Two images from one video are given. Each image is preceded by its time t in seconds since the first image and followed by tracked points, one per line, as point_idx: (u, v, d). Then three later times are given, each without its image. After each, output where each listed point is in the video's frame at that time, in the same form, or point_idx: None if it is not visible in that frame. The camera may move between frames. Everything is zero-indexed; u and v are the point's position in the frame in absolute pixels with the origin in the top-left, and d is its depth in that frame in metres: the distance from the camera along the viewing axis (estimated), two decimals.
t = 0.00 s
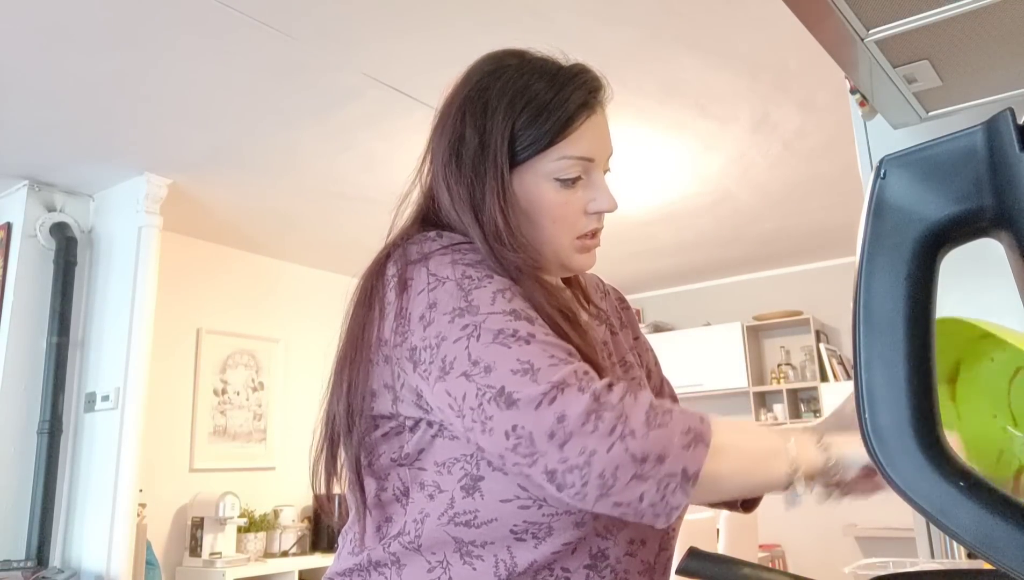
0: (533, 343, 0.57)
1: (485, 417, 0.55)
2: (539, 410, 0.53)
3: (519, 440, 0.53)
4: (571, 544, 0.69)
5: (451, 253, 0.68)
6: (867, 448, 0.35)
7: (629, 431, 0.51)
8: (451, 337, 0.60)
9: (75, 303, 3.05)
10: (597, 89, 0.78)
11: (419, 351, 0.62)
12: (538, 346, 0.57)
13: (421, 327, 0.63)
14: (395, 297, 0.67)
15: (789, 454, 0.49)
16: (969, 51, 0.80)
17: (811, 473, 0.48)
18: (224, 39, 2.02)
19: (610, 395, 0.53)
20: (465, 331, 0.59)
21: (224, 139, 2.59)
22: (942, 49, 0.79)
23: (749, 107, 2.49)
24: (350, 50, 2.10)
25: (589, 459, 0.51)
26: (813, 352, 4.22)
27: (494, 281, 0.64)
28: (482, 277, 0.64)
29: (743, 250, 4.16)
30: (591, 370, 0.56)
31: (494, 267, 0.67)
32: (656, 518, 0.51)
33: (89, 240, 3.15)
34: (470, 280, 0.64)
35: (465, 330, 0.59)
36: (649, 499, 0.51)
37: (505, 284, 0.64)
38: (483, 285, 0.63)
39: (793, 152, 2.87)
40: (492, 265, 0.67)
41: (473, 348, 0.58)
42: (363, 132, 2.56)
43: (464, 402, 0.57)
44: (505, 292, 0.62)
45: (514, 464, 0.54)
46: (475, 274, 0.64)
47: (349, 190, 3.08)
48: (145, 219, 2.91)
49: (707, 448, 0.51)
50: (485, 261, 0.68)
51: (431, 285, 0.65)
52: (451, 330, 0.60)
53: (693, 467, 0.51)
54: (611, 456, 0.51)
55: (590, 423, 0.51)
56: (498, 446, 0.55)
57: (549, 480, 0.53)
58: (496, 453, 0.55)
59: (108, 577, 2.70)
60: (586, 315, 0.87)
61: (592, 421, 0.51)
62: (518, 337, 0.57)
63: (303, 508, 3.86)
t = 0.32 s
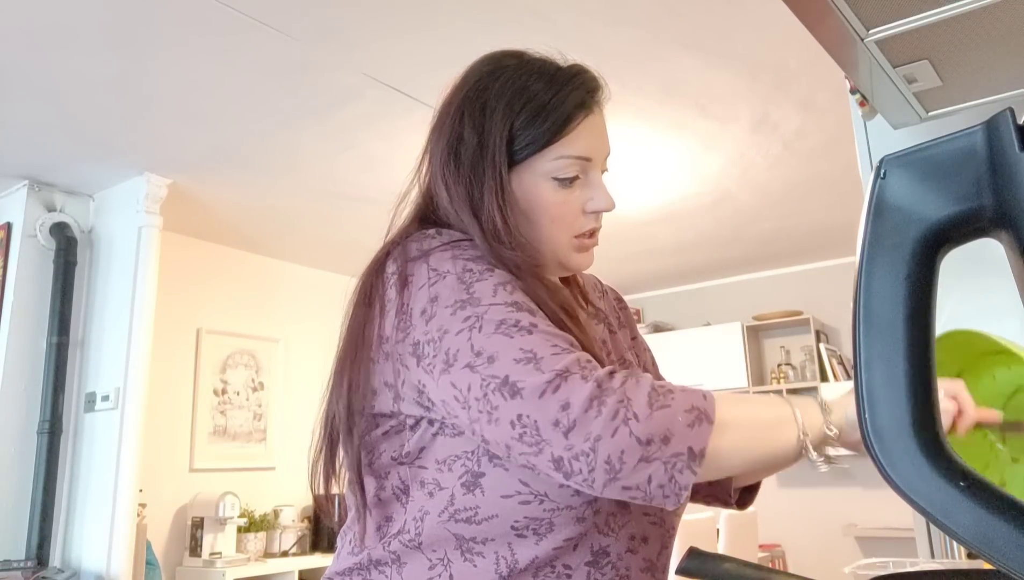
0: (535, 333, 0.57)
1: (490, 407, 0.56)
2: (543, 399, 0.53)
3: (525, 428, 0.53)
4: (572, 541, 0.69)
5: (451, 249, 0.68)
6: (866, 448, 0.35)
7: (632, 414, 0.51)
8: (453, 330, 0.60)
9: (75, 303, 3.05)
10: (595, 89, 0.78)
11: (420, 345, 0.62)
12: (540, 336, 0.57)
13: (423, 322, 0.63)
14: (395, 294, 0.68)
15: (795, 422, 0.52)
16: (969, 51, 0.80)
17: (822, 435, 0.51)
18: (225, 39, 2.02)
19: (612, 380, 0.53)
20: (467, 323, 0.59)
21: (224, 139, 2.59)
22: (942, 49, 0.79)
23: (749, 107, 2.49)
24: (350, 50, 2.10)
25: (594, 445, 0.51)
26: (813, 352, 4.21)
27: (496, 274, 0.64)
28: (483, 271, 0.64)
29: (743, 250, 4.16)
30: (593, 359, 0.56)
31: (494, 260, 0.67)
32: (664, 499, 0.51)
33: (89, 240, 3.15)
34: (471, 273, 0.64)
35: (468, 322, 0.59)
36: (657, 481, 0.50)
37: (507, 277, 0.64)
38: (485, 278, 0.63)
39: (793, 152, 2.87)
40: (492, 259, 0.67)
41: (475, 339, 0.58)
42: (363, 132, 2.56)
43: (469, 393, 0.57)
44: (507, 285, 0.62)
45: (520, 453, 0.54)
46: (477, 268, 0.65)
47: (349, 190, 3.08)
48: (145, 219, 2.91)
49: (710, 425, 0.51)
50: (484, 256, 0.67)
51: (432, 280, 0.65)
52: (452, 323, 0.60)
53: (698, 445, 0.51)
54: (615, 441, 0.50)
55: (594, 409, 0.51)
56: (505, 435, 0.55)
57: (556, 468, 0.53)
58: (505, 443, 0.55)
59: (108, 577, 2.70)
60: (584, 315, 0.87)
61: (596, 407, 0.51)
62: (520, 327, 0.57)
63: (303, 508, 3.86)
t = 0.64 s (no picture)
0: (518, 340, 0.57)
1: (471, 416, 0.55)
2: (522, 410, 0.53)
3: (505, 439, 0.53)
4: (568, 543, 0.69)
5: (444, 252, 0.68)
6: (867, 448, 0.35)
7: (610, 426, 0.51)
8: (439, 336, 0.60)
9: (75, 303, 3.05)
10: (592, 89, 0.78)
11: (408, 350, 0.62)
12: (523, 344, 0.56)
13: (411, 327, 0.63)
14: (388, 297, 0.68)
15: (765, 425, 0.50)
16: (969, 51, 0.80)
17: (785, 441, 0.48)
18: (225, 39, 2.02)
19: (590, 392, 0.53)
20: (452, 330, 0.59)
21: (224, 139, 2.59)
22: (943, 49, 0.79)
23: (749, 107, 2.49)
24: (350, 50, 2.10)
25: (573, 458, 0.51)
26: (813, 352, 4.21)
27: (484, 279, 0.64)
28: (472, 276, 0.64)
29: (743, 250, 4.16)
30: (574, 368, 0.56)
31: (485, 265, 0.67)
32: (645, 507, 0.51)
33: (89, 240, 3.15)
34: (460, 278, 0.64)
35: (453, 329, 0.59)
36: (638, 492, 0.51)
37: (495, 281, 0.64)
38: (473, 283, 0.63)
39: (793, 152, 2.87)
40: (483, 264, 0.67)
41: (459, 346, 0.58)
42: (363, 132, 2.56)
43: (451, 401, 0.57)
44: (495, 290, 0.62)
45: (502, 463, 0.54)
46: (465, 273, 0.64)
47: (349, 190, 3.08)
48: (145, 219, 2.91)
49: (688, 436, 0.51)
50: (478, 260, 0.67)
51: (423, 284, 0.65)
52: (439, 328, 0.60)
53: (677, 454, 0.50)
54: (593, 454, 0.51)
55: (573, 422, 0.51)
56: (486, 445, 0.54)
57: (537, 479, 0.53)
58: (485, 452, 0.55)
59: (108, 577, 2.70)
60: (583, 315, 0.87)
61: (574, 420, 0.51)
62: (503, 335, 0.57)
63: (303, 508, 3.86)
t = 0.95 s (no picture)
0: (502, 349, 0.56)
1: (454, 427, 0.55)
2: (502, 422, 0.53)
3: (485, 452, 0.53)
4: (563, 546, 0.69)
5: (438, 256, 0.68)
6: (867, 448, 0.35)
7: (589, 439, 0.51)
8: (426, 344, 0.60)
9: (75, 303, 3.05)
10: (580, 86, 0.78)
11: (399, 358, 0.62)
12: (506, 353, 0.56)
13: (403, 333, 0.63)
14: (383, 301, 0.68)
15: (743, 435, 0.52)
16: (969, 51, 0.80)
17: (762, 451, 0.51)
18: (225, 39, 2.02)
19: (571, 404, 0.52)
20: (438, 338, 0.59)
21: (224, 139, 2.59)
22: (942, 49, 0.79)
23: (749, 108, 2.49)
24: (350, 50, 2.10)
25: (551, 471, 0.50)
26: (813, 352, 4.21)
27: (472, 284, 0.63)
28: (463, 281, 0.64)
29: (743, 251, 4.16)
30: (557, 376, 0.55)
31: (478, 270, 0.67)
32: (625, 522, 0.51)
33: (89, 240, 3.15)
34: (450, 283, 0.64)
35: (439, 337, 0.59)
36: (617, 505, 0.50)
37: (483, 287, 0.63)
38: (462, 288, 0.63)
39: (793, 152, 2.87)
40: (475, 269, 0.67)
41: (444, 356, 0.58)
42: (363, 132, 2.56)
43: (436, 412, 0.57)
44: (483, 297, 0.62)
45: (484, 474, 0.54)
46: (456, 278, 0.64)
47: (348, 190, 3.08)
48: (145, 219, 2.91)
49: (667, 449, 0.51)
50: (473, 264, 0.68)
51: (415, 289, 0.65)
52: (426, 337, 0.60)
53: (655, 469, 0.51)
54: (573, 467, 0.50)
55: (552, 434, 0.51)
56: (469, 456, 0.55)
57: (518, 490, 0.53)
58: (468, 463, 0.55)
59: (108, 577, 2.70)
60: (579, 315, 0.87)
61: (553, 433, 0.51)
62: (488, 344, 0.57)
63: (303, 508, 3.86)
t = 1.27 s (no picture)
0: (497, 353, 0.56)
1: (450, 432, 0.55)
2: (497, 428, 0.53)
3: (481, 457, 0.53)
4: (561, 548, 0.69)
5: (432, 259, 0.68)
6: (868, 449, 0.35)
7: (585, 447, 0.51)
8: (422, 349, 0.60)
9: (75, 303, 3.05)
10: (570, 84, 0.79)
11: (395, 362, 0.62)
12: (501, 358, 0.56)
13: (398, 338, 0.63)
14: (378, 306, 0.68)
15: (749, 451, 0.50)
16: (969, 51, 0.80)
17: (773, 468, 0.49)
18: (224, 39, 2.02)
19: (567, 410, 0.52)
20: (434, 343, 0.59)
21: (224, 139, 2.59)
22: (942, 49, 0.79)
23: (749, 108, 2.49)
24: (349, 50, 2.10)
25: (546, 477, 0.51)
26: (813, 352, 4.21)
27: (469, 288, 0.63)
28: (457, 285, 0.64)
29: (743, 251, 4.15)
30: (552, 383, 0.55)
31: (473, 272, 0.67)
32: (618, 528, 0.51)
33: (89, 240, 3.15)
34: (445, 287, 0.64)
35: (434, 342, 0.59)
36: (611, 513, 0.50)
37: (480, 290, 0.63)
38: (457, 292, 0.63)
39: (793, 152, 2.87)
40: (471, 270, 0.67)
41: (439, 361, 0.58)
42: (363, 132, 2.56)
43: (431, 416, 0.57)
44: (479, 300, 0.62)
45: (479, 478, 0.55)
46: (451, 282, 0.64)
47: (348, 190, 3.08)
48: (145, 219, 2.91)
49: (663, 461, 0.50)
50: (468, 266, 0.68)
51: (409, 294, 0.65)
52: (422, 341, 0.60)
53: (652, 479, 0.50)
54: (568, 474, 0.51)
55: (547, 440, 0.51)
56: (465, 461, 0.55)
57: (512, 495, 0.53)
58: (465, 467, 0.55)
59: (108, 577, 2.70)
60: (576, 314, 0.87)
61: (549, 438, 0.51)
62: (483, 348, 0.57)
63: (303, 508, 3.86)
